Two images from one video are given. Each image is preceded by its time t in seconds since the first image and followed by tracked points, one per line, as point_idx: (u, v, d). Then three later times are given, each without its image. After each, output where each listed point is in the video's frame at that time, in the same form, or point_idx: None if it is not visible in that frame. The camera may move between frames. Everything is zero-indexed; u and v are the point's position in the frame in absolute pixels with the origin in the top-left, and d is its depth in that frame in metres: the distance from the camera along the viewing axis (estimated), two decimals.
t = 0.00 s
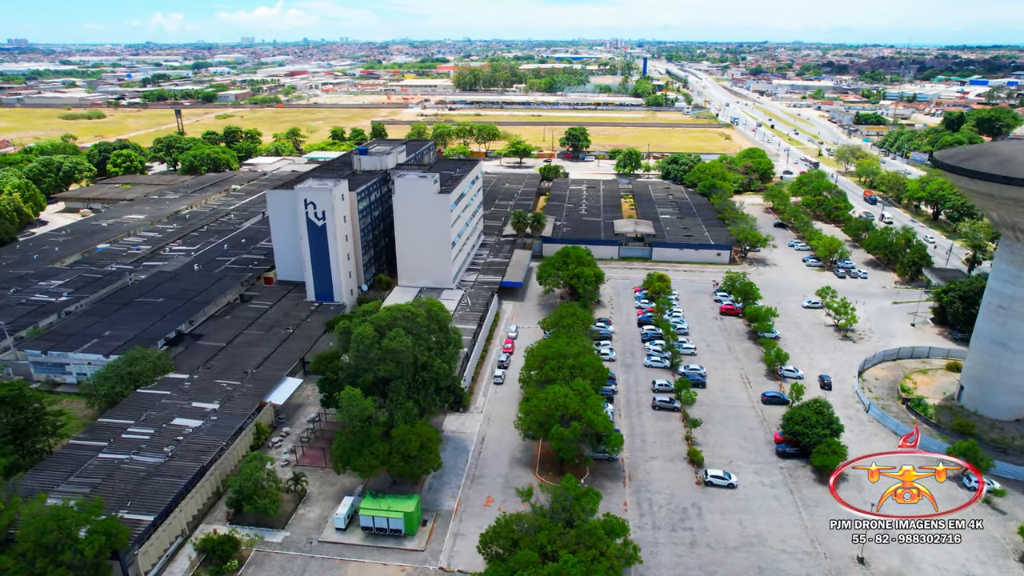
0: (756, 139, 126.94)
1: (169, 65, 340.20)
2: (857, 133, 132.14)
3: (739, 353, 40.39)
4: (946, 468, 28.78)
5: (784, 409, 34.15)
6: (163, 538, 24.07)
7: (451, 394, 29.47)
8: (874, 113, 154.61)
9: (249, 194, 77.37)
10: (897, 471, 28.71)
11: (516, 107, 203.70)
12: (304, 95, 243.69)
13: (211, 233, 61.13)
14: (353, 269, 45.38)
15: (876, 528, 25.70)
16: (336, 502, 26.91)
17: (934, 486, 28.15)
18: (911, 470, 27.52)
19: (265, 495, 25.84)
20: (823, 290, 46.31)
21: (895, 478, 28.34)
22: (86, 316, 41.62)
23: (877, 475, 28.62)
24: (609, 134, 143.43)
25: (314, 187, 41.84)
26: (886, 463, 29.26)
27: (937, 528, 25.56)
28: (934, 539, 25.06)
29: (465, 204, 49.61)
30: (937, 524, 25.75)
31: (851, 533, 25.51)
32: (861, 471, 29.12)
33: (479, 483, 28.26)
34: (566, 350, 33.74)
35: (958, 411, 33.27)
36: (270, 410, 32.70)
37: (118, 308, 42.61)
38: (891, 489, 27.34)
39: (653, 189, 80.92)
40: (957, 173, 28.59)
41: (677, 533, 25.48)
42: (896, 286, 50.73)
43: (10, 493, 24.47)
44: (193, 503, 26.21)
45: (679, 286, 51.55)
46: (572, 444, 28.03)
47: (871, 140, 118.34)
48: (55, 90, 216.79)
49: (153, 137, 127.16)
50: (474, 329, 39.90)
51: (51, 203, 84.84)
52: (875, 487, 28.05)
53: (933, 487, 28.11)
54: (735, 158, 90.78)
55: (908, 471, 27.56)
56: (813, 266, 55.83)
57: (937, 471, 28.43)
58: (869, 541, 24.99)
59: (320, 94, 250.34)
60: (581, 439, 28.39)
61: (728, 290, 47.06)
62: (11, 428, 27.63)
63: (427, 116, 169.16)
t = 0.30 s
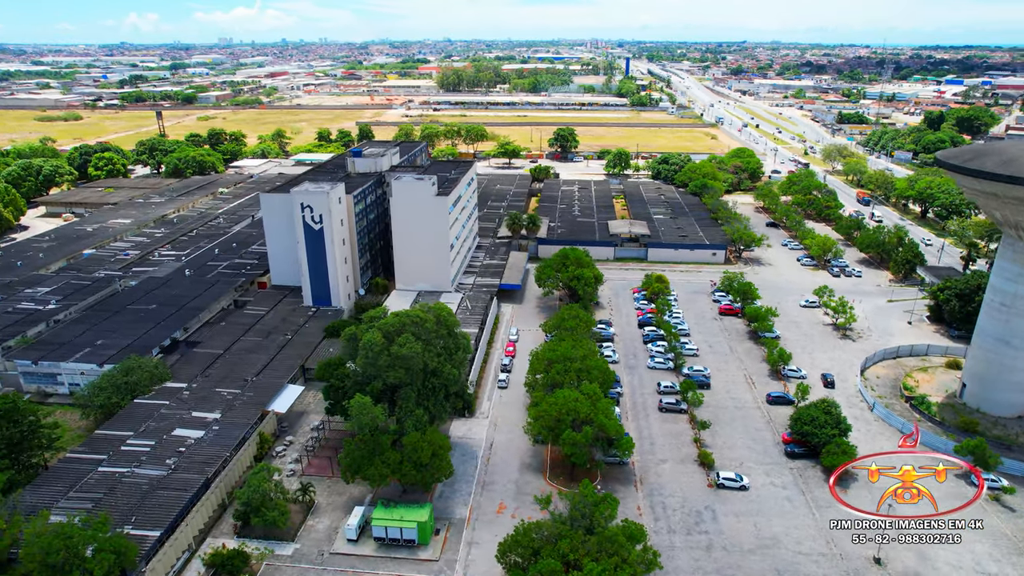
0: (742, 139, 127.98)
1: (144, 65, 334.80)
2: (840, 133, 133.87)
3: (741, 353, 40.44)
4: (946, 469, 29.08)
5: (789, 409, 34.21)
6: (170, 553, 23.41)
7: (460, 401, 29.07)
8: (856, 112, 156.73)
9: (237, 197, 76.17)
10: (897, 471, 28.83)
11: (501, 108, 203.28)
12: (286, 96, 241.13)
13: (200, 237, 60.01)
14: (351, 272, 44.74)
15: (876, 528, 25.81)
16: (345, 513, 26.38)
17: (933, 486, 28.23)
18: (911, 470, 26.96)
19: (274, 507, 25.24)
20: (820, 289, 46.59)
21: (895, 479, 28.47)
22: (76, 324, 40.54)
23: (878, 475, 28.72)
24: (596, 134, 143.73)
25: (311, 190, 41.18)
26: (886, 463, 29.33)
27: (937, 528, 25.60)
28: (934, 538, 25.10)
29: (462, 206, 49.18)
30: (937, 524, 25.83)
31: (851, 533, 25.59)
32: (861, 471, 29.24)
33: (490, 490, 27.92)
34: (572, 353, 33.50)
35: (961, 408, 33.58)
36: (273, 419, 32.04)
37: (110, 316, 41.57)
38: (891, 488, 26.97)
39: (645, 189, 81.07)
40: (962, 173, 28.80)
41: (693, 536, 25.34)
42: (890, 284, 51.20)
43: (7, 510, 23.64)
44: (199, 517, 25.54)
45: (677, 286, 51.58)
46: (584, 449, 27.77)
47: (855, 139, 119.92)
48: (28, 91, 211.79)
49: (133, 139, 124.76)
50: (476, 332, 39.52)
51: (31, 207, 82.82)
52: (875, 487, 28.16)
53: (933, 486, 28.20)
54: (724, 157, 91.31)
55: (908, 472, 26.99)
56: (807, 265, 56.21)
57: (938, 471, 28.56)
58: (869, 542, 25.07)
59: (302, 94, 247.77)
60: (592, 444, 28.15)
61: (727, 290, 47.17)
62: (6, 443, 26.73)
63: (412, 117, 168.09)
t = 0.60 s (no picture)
0: (728, 139, 128.83)
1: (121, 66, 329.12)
2: (824, 132, 135.47)
3: (743, 353, 40.48)
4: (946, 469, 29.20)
5: (795, 409, 34.26)
6: (178, 569, 22.77)
7: (469, 407, 28.70)
8: (838, 111, 158.70)
9: (224, 200, 74.95)
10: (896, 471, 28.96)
11: (486, 108, 202.75)
12: (269, 98, 238.48)
13: (190, 241, 58.90)
14: (348, 277, 44.08)
15: (876, 528, 25.88)
16: (356, 523, 25.87)
17: (934, 486, 28.33)
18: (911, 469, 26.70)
19: (284, 519, 24.65)
20: (817, 288, 46.85)
21: (895, 479, 28.59)
22: (67, 333, 39.50)
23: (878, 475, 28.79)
24: (583, 134, 143.88)
25: (308, 193, 40.53)
26: (887, 462, 29.37)
27: (937, 528, 25.69)
28: (934, 538, 25.17)
29: (459, 208, 48.76)
30: (937, 524, 25.92)
31: (851, 533, 25.65)
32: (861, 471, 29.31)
33: (501, 497, 27.57)
34: (578, 356, 33.28)
35: (963, 406, 33.89)
36: (276, 428, 31.40)
37: (101, 324, 40.56)
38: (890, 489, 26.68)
39: (636, 189, 81.19)
40: (966, 173, 29.02)
41: (709, 540, 25.22)
42: (885, 282, 51.65)
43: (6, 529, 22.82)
44: (206, 531, 24.89)
45: (675, 286, 51.59)
46: (596, 453, 27.54)
47: (839, 138, 121.46)
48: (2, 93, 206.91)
49: (113, 142, 122.35)
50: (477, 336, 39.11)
51: (11, 212, 80.84)
52: (876, 487, 28.25)
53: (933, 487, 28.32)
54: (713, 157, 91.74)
55: (908, 472, 26.79)
56: (802, 264, 56.56)
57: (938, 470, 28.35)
58: (869, 542, 25.14)
59: (284, 95, 245.21)
60: (604, 448, 27.93)
61: (725, 290, 47.25)
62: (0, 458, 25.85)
63: (397, 118, 167.11)
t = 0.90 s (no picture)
0: (714, 138, 129.74)
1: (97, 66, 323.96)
2: (808, 131, 136.87)
3: (744, 353, 40.54)
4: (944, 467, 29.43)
5: (800, 408, 34.35)
6: None
7: (479, 412, 28.34)
8: (821, 110, 160.58)
9: (212, 203, 73.74)
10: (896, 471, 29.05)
11: (470, 108, 202.12)
12: (251, 99, 235.60)
13: (179, 245, 57.78)
14: (345, 281, 43.45)
15: (876, 528, 25.87)
16: (367, 534, 25.37)
17: (934, 485, 28.42)
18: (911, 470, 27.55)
19: (295, 531, 24.12)
20: (814, 287, 47.12)
21: (895, 479, 28.68)
22: (57, 342, 38.41)
23: (878, 475, 28.87)
24: (570, 134, 143.99)
25: (305, 196, 39.88)
26: (887, 462, 29.46)
27: (937, 528, 25.71)
28: (934, 539, 25.19)
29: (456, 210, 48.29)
30: (937, 524, 25.98)
31: (851, 533, 25.67)
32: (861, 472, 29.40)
33: (514, 504, 27.25)
34: (585, 359, 33.08)
35: (965, 403, 34.21)
36: (280, 437, 30.77)
37: (93, 332, 39.56)
38: (890, 489, 27.63)
39: (627, 189, 81.32)
40: (971, 172, 29.31)
41: (725, 542, 25.11)
42: (879, 280, 52.11)
43: (7, 548, 22.05)
44: (213, 545, 24.24)
45: (673, 286, 51.62)
46: (608, 457, 27.33)
47: (823, 136, 122.86)
48: None
49: (93, 144, 120.04)
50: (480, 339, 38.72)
51: None
52: (876, 488, 28.32)
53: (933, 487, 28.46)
54: (703, 156, 92.17)
55: (908, 472, 27.57)
56: (796, 262, 56.92)
57: (939, 470, 28.84)
58: (869, 542, 25.17)
59: (266, 96, 242.42)
60: (617, 452, 27.74)
61: (724, 290, 47.36)
62: None
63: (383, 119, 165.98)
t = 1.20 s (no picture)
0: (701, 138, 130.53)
1: (72, 67, 317.84)
2: (793, 130, 138.21)
3: (746, 353, 40.60)
4: (944, 467, 29.64)
5: (805, 407, 34.42)
6: None
7: (490, 418, 28.01)
8: (804, 109, 162.33)
9: (200, 206, 72.48)
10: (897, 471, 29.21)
11: (456, 108, 201.32)
12: (232, 100, 232.59)
13: (168, 250, 56.64)
14: (343, 285, 42.81)
15: (876, 528, 25.95)
16: (380, 544, 24.94)
17: (935, 485, 28.60)
18: (911, 470, 28.59)
19: (307, 543, 23.60)
20: (811, 286, 47.39)
21: (895, 478, 28.84)
22: (48, 351, 37.39)
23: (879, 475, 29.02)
24: (557, 134, 144.04)
25: (303, 199, 39.23)
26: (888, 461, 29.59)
27: (936, 528, 25.82)
28: (933, 539, 25.30)
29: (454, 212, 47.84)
30: (937, 524, 26.08)
31: (851, 533, 25.74)
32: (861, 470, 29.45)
33: (526, 510, 26.95)
34: (591, 361, 32.87)
35: (967, 399, 34.52)
36: (285, 446, 30.20)
37: (85, 340, 38.56)
38: (891, 489, 28.04)
39: (619, 189, 81.42)
40: (974, 171, 29.67)
41: (740, 545, 25.02)
42: (873, 278, 52.57)
43: (10, 567, 21.31)
44: (223, 559, 23.65)
45: (670, 287, 51.65)
46: (621, 460, 27.17)
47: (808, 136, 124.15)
48: None
49: (72, 146, 117.54)
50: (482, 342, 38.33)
51: None
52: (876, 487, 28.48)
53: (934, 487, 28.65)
54: (692, 156, 92.59)
55: (908, 471, 28.61)
56: (790, 261, 57.29)
57: (938, 471, 29.25)
58: (869, 542, 25.25)
59: (247, 97, 239.34)
60: (629, 455, 27.58)
61: (722, 290, 47.44)
62: None
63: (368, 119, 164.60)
